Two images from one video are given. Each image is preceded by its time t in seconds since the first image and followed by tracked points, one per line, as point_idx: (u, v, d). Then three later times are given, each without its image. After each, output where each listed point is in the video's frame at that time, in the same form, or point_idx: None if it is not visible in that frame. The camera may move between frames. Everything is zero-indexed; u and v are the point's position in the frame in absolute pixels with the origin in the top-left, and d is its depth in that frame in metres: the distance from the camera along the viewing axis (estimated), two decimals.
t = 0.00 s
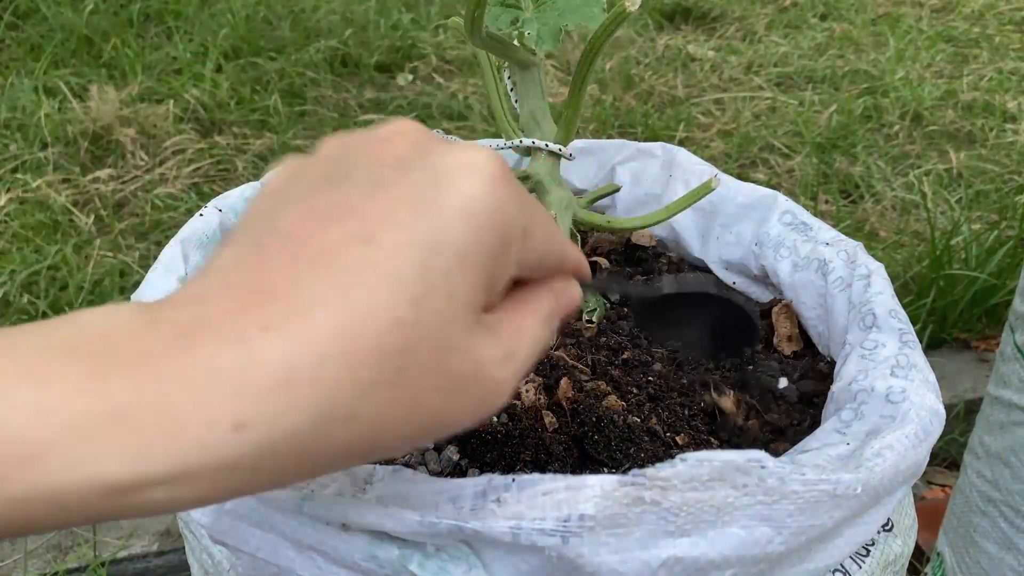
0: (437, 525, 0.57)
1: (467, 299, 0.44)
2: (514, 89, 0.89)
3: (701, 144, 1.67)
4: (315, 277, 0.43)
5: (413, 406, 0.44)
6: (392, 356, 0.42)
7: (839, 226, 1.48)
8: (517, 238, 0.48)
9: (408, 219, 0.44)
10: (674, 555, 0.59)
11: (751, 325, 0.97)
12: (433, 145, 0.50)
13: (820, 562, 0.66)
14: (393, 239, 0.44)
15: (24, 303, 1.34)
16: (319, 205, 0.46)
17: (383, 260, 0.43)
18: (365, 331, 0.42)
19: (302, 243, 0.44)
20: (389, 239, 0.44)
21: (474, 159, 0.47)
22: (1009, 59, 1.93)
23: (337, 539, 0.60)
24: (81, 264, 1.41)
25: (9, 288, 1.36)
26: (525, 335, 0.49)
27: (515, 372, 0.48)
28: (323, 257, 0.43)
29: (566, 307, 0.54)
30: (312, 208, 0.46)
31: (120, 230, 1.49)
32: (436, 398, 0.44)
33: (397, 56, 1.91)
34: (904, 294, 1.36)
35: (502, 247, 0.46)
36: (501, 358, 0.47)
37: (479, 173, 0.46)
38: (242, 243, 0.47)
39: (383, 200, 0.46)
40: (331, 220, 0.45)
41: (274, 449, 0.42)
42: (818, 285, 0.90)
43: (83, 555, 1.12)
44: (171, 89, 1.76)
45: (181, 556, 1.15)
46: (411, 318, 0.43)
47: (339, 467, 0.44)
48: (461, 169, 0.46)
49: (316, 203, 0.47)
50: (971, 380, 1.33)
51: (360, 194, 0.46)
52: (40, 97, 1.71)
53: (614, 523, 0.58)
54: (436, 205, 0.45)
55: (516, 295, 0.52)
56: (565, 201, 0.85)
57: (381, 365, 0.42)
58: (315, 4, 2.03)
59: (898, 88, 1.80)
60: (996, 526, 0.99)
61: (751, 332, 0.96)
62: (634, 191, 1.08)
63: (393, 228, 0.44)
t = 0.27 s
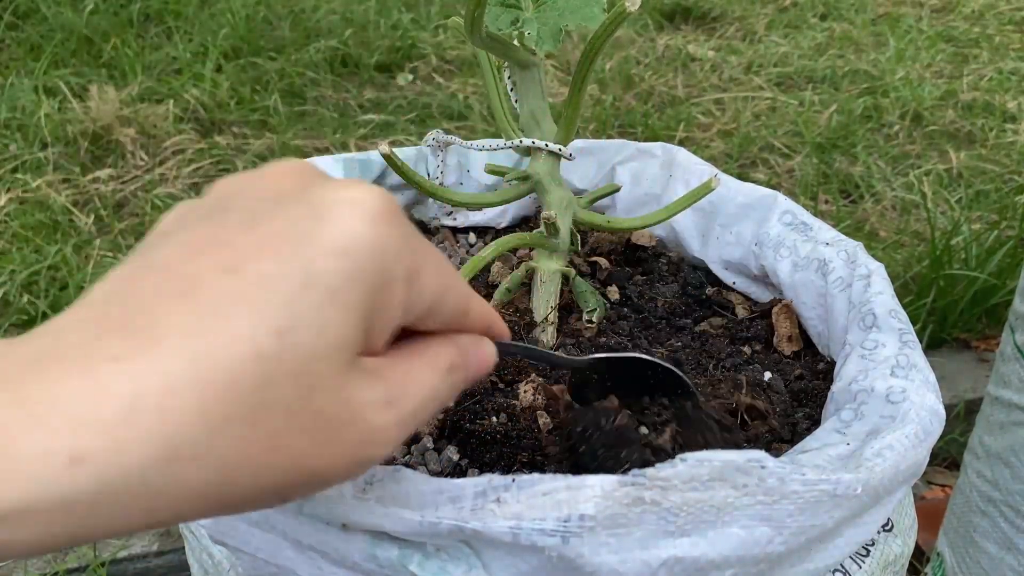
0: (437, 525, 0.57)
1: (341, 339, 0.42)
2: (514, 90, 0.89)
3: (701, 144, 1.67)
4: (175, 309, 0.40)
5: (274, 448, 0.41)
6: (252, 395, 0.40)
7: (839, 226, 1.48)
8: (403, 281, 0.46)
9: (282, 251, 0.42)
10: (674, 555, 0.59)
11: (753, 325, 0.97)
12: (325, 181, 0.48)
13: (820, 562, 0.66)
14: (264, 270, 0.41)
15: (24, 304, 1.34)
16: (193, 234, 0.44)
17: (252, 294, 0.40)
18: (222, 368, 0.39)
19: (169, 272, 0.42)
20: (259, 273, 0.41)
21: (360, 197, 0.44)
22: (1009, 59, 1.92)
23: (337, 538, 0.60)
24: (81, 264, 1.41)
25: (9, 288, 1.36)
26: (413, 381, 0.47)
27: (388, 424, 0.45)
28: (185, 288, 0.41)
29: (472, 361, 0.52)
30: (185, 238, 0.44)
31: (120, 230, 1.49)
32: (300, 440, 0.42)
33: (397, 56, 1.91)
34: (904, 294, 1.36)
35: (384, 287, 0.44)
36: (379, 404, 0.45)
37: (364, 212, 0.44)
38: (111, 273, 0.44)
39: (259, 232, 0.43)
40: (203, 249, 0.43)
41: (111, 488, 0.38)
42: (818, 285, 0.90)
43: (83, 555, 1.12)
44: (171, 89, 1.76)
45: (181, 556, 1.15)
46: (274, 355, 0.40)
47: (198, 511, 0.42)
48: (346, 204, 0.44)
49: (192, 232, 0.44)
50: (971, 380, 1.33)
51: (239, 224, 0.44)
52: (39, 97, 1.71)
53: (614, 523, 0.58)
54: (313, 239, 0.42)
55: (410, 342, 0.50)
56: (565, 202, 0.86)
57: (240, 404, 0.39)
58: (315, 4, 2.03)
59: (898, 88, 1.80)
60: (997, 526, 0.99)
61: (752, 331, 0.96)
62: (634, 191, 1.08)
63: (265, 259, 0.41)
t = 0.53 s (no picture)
0: (437, 525, 0.57)
1: (250, 347, 0.45)
2: (515, 90, 0.89)
3: (701, 144, 1.67)
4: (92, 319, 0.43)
5: (187, 450, 0.44)
6: (161, 398, 0.42)
7: (839, 226, 1.48)
8: (314, 288, 0.49)
9: (191, 264, 0.45)
10: (674, 555, 0.59)
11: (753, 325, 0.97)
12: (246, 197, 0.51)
13: (820, 562, 0.66)
14: (172, 283, 0.44)
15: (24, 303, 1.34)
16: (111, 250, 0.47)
17: (161, 305, 0.43)
18: (134, 375, 0.42)
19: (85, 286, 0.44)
20: (171, 287, 0.44)
21: (267, 210, 0.48)
22: (1009, 59, 1.93)
23: (337, 539, 0.60)
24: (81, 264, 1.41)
25: (9, 288, 1.36)
26: (329, 389, 0.50)
27: (305, 426, 0.48)
28: (102, 301, 0.43)
29: (404, 365, 0.55)
30: (103, 253, 0.46)
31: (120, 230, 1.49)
32: (208, 442, 0.44)
33: (397, 56, 1.91)
34: (905, 295, 1.36)
35: (293, 295, 0.47)
36: (290, 410, 0.48)
37: (272, 224, 0.47)
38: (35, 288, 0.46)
39: (171, 245, 0.46)
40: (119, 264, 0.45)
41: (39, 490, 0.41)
42: (818, 285, 0.91)
43: (83, 555, 1.12)
44: (171, 89, 1.76)
45: (181, 556, 1.15)
46: (182, 363, 0.43)
47: (118, 511, 0.44)
48: (254, 218, 0.47)
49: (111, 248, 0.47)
50: (971, 380, 1.33)
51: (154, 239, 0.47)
52: (39, 97, 1.71)
53: (615, 523, 0.58)
54: (223, 253, 0.45)
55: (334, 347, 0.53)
56: (565, 201, 0.86)
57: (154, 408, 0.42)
58: (315, 4, 2.03)
59: (898, 88, 1.80)
60: (997, 526, 0.99)
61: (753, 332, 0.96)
62: (634, 191, 1.08)
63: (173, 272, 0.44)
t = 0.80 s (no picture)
0: (437, 525, 0.57)
1: (161, 368, 0.42)
2: (515, 90, 0.89)
3: (701, 144, 1.67)
4: None
5: (99, 477, 0.42)
6: (67, 420, 0.40)
7: (839, 226, 1.48)
8: (235, 304, 0.47)
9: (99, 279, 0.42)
10: (674, 555, 0.59)
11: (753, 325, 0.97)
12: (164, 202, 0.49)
13: (820, 562, 0.66)
14: (80, 300, 0.41)
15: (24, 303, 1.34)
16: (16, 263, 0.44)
17: (71, 322, 0.40)
18: (35, 398, 0.39)
19: None
20: (75, 305, 0.41)
21: (181, 222, 0.45)
22: (1009, 59, 1.93)
23: (338, 539, 0.60)
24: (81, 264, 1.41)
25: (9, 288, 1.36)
26: (251, 407, 0.48)
27: (225, 444, 0.46)
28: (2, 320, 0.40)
29: (339, 376, 0.55)
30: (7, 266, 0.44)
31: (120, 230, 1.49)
32: (122, 469, 0.42)
33: (397, 56, 1.91)
34: (905, 295, 1.37)
35: (211, 311, 0.45)
36: (208, 430, 0.45)
37: (187, 236, 0.44)
38: None
39: (78, 258, 0.43)
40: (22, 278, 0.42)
41: None
42: (818, 285, 0.91)
43: (83, 555, 1.12)
44: (171, 89, 1.76)
45: (181, 556, 1.15)
46: (90, 381, 0.40)
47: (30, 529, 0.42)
48: (169, 230, 0.45)
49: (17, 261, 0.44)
50: (971, 380, 1.33)
51: (62, 250, 0.44)
52: (39, 97, 1.71)
53: (615, 523, 0.58)
54: (135, 264, 0.43)
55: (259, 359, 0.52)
56: (565, 201, 0.85)
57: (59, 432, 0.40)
58: (315, 4, 2.03)
59: (898, 88, 1.80)
60: (996, 526, 0.99)
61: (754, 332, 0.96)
62: (634, 192, 1.08)
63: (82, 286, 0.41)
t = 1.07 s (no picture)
0: (437, 525, 0.57)
1: (224, 377, 0.48)
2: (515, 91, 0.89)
3: (701, 144, 1.67)
4: (84, 359, 0.46)
5: (181, 463, 0.49)
6: (151, 432, 0.47)
7: (839, 227, 1.48)
8: (288, 312, 0.51)
9: (169, 302, 0.47)
10: (674, 555, 0.60)
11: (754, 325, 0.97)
12: (213, 215, 0.52)
13: (820, 562, 0.66)
14: (153, 323, 0.46)
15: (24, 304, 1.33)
16: (97, 275, 0.49)
17: (147, 345, 0.46)
18: (126, 411, 0.46)
19: (73, 320, 0.47)
20: (150, 327, 0.46)
21: (236, 243, 0.49)
22: (1009, 59, 1.93)
23: (337, 539, 0.60)
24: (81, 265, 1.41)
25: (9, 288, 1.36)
26: (301, 386, 0.55)
27: (279, 427, 0.53)
28: (86, 339, 0.46)
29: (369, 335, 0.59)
30: (86, 279, 0.49)
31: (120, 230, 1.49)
32: (198, 456, 0.50)
33: (397, 56, 1.91)
34: (905, 295, 1.37)
35: (268, 323, 0.50)
36: (266, 416, 0.53)
37: (242, 259, 0.49)
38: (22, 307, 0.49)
39: (148, 278, 0.48)
40: (103, 294, 0.48)
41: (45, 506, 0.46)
42: (818, 285, 0.91)
43: (84, 555, 1.12)
44: (171, 89, 1.76)
45: (181, 556, 1.15)
46: (168, 400, 0.46)
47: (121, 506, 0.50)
48: (228, 252, 0.49)
49: (94, 273, 0.49)
50: (971, 381, 1.33)
51: (133, 268, 0.49)
52: (39, 97, 1.71)
53: (615, 523, 0.58)
54: (200, 294, 0.47)
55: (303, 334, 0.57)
56: (565, 201, 0.86)
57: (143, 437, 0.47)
58: (315, 4, 2.03)
59: (898, 88, 1.80)
60: (996, 526, 0.99)
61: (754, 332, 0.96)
62: (634, 192, 1.08)
63: (154, 309, 0.47)
